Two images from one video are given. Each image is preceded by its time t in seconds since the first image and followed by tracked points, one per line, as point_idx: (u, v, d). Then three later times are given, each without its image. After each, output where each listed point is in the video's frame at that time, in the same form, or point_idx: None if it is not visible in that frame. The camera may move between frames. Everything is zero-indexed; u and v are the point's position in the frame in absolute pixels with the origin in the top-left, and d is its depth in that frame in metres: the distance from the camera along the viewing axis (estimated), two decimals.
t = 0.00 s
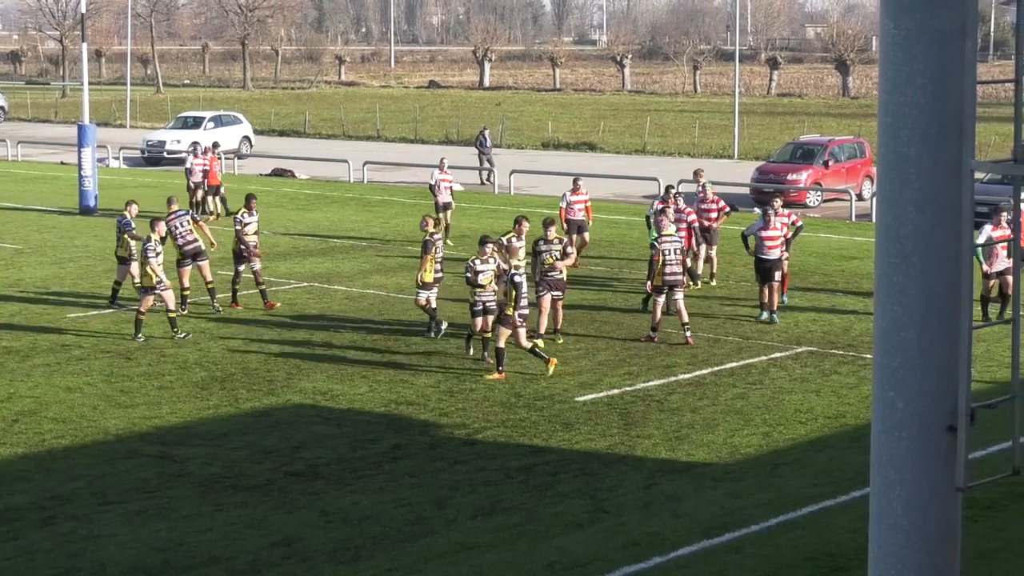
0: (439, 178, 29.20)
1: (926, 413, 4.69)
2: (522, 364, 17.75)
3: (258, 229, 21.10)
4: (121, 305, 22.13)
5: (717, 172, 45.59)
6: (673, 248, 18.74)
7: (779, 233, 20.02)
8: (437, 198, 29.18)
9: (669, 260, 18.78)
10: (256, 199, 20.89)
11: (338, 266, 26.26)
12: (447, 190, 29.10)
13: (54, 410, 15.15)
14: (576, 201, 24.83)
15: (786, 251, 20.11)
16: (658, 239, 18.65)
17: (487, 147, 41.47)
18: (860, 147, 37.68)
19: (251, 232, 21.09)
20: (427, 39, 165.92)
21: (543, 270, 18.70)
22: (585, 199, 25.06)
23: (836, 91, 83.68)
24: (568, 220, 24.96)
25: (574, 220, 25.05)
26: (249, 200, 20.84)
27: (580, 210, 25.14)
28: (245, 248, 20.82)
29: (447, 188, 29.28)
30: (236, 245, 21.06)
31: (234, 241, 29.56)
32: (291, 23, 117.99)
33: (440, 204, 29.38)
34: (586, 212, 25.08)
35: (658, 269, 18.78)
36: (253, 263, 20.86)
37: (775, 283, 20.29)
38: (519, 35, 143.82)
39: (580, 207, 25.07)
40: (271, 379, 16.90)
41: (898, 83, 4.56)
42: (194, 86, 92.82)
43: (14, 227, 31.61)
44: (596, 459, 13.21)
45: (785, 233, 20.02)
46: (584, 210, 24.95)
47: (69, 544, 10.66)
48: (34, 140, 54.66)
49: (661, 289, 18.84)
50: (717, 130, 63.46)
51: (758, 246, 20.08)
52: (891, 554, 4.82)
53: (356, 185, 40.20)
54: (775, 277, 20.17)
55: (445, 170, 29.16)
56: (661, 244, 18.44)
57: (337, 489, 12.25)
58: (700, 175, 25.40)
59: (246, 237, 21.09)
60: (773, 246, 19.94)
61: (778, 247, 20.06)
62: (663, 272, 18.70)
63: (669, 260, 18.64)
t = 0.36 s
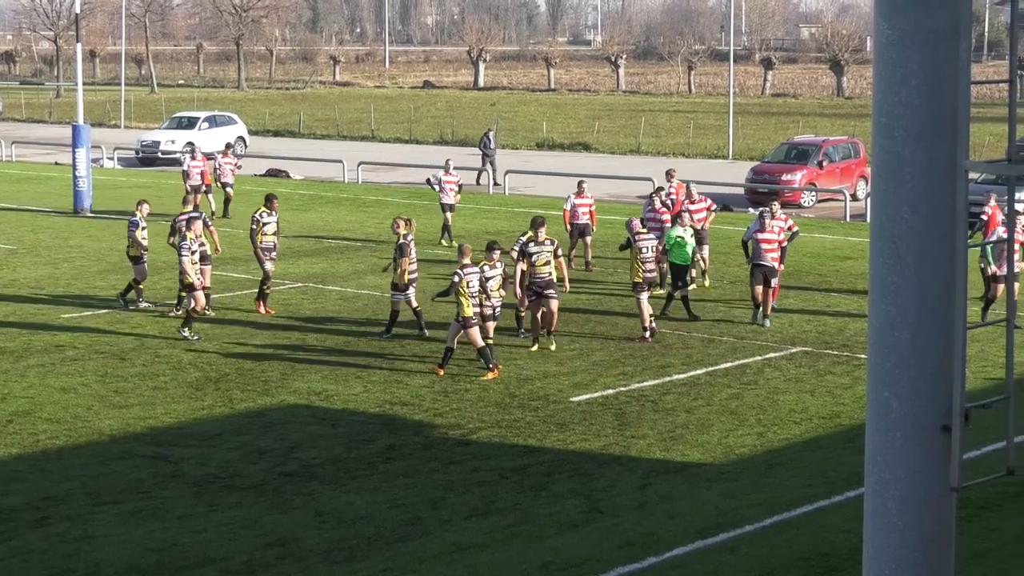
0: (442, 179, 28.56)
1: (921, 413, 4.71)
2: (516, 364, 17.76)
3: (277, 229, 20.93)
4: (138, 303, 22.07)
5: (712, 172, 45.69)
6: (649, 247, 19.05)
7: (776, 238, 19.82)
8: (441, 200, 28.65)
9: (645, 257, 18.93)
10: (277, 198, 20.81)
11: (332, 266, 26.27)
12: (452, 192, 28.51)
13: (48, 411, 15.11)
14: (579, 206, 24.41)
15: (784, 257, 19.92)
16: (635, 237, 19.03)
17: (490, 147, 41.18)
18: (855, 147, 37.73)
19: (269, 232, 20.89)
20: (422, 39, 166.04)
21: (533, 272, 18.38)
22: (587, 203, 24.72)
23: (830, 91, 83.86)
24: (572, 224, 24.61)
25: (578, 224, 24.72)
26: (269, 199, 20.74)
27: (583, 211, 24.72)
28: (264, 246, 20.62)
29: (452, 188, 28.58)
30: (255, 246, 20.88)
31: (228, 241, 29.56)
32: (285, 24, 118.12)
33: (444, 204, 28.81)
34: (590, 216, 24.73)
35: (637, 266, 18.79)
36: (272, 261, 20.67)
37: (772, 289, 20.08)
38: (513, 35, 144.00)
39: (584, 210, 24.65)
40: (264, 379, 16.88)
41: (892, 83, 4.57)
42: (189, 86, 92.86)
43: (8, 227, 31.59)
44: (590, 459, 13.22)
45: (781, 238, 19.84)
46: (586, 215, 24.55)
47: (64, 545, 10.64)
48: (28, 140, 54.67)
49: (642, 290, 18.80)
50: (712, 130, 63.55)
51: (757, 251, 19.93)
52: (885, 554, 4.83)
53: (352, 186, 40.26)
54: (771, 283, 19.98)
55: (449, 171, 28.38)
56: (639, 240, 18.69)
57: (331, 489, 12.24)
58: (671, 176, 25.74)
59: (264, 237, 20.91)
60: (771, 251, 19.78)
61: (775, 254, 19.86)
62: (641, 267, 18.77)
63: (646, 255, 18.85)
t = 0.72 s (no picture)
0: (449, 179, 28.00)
1: (917, 413, 4.71)
2: (512, 364, 17.75)
3: (296, 235, 20.86)
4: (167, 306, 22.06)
5: (709, 172, 45.71)
6: (626, 244, 19.09)
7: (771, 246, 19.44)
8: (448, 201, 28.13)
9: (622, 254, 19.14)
10: (296, 204, 20.81)
11: (329, 266, 26.27)
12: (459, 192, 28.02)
13: (44, 412, 15.07)
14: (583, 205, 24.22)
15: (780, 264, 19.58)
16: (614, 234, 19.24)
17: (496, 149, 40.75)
18: (852, 148, 37.75)
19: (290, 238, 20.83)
20: (419, 38, 166.08)
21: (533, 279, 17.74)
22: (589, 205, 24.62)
23: (827, 91, 83.93)
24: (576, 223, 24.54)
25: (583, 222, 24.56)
26: (290, 203, 20.73)
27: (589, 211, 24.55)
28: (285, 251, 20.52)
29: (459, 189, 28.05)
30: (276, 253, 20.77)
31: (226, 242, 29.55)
32: (282, 24, 118.09)
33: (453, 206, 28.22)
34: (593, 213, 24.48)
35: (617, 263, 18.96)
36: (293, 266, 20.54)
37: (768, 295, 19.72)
38: (510, 36, 144.09)
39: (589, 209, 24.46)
40: (261, 379, 16.86)
41: (889, 83, 4.57)
42: (185, 86, 92.83)
43: (5, 227, 31.55)
44: (587, 459, 13.21)
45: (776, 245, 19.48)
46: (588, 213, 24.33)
47: (60, 545, 10.62)
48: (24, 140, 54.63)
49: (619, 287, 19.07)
50: (709, 130, 63.59)
51: (752, 260, 19.44)
52: (883, 554, 4.83)
53: (349, 186, 40.26)
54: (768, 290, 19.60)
55: (457, 170, 27.85)
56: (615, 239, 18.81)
57: (328, 489, 12.23)
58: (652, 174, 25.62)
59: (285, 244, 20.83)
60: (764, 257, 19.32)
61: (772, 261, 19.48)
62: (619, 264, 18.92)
63: (622, 253, 18.92)
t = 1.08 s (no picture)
0: (456, 180, 27.52)
1: (911, 412, 4.72)
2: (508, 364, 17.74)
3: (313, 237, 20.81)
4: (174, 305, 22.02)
5: (704, 172, 45.76)
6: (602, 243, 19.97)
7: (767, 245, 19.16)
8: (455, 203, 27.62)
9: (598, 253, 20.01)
10: (314, 205, 20.82)
11: (325, 266, 26.25)
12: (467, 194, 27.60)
13: (39, 413, 15.03)
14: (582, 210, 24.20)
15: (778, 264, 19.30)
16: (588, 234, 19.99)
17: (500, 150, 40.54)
18: (847, 148, 37.77)
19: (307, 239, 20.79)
20: (415, 39, 166.14)
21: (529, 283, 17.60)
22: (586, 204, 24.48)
23: (822, 91, 84.05)
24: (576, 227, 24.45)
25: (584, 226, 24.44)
26: (307, 205, 20.78)
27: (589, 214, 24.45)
28: (303, 249, 20.41)
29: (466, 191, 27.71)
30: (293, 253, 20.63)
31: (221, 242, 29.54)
32: (277, 24, 118.07)
33: (458, 208, 27.69)
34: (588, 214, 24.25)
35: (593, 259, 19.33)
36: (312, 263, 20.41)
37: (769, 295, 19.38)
38: (506, 36, 144.18)
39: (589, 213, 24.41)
40: (257, 379, 16.83)
41: (885, 82, 4.58)
42: (181, 87, 92.81)
43: None
44: (583, 459, 13.21)
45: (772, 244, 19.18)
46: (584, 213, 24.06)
47: (55, 546, 10.59)
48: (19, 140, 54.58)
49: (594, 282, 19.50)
50: (704, 130, 63.65)
51: (748, 259, 19.18)
52: (879, 554, 4.83)
53: (346, 186, 40.26)
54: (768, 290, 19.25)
55: (465, 171, 27.53)
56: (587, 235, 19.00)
57: (324, 489, 12.22)
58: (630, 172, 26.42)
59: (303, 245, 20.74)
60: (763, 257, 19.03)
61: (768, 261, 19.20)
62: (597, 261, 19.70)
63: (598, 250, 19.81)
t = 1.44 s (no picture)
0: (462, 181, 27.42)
1: (906, 412, 4.73)
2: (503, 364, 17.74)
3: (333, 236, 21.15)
4: (168, 306, 21.98)
5: (699, 172, 45.79)
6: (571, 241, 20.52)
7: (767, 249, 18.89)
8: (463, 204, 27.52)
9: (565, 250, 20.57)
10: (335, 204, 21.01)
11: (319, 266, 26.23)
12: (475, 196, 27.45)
13: (34, 413, 15.00)
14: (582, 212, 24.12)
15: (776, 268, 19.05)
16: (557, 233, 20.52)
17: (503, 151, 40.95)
18: (841, 148, 37.80)
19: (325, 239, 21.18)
20: (410, 39, 166.07)
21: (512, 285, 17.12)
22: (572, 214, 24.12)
23: (817, 91, 84.13)
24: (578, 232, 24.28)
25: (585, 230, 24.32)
26: (331, 206, 20.76)
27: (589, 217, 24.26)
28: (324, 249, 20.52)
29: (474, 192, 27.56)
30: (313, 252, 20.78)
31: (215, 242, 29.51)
32: (272, 24, 117.98)
33: (467, 209, 27.62)
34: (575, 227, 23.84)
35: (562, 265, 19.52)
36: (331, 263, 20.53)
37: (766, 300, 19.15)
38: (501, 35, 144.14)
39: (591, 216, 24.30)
40: (251, 380, 16.80)
41: (878, 83, 4.58)
42: (175, 87, 92.71)
43: None
44: (577, 459, 13.21)
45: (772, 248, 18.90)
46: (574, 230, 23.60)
47: (49, 547, 10.57)
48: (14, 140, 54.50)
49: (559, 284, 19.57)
50: (698, 130, 63.68)
51: (747, 263, 18.91)
52: (872, 554, 4.84)
53: (340, 186, 40.24)
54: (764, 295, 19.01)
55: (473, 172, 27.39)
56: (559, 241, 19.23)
57: (319, 489, 12.21)
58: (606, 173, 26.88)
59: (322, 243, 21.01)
60: (761, 259, 18.81)
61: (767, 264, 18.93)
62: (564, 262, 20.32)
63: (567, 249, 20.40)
